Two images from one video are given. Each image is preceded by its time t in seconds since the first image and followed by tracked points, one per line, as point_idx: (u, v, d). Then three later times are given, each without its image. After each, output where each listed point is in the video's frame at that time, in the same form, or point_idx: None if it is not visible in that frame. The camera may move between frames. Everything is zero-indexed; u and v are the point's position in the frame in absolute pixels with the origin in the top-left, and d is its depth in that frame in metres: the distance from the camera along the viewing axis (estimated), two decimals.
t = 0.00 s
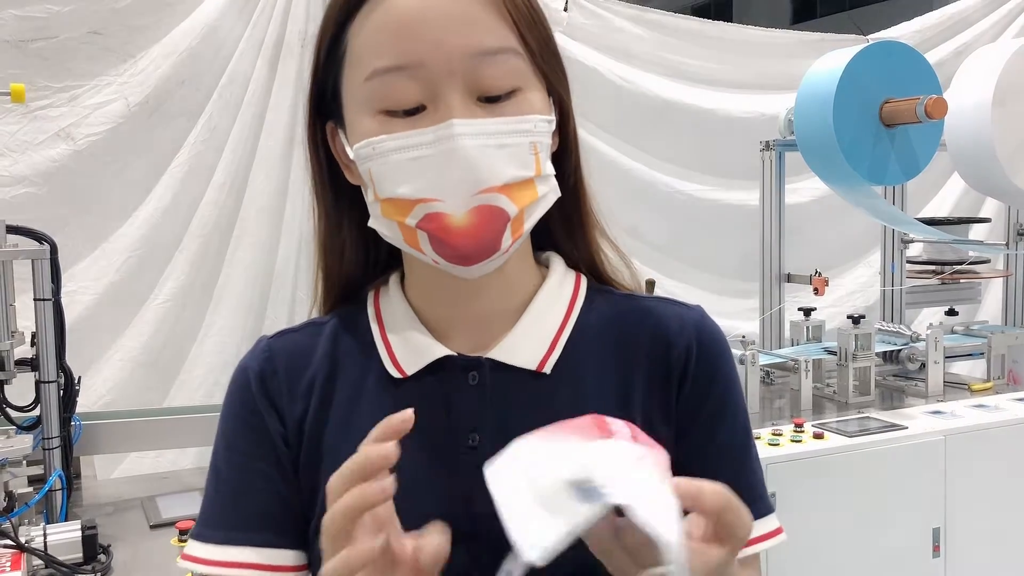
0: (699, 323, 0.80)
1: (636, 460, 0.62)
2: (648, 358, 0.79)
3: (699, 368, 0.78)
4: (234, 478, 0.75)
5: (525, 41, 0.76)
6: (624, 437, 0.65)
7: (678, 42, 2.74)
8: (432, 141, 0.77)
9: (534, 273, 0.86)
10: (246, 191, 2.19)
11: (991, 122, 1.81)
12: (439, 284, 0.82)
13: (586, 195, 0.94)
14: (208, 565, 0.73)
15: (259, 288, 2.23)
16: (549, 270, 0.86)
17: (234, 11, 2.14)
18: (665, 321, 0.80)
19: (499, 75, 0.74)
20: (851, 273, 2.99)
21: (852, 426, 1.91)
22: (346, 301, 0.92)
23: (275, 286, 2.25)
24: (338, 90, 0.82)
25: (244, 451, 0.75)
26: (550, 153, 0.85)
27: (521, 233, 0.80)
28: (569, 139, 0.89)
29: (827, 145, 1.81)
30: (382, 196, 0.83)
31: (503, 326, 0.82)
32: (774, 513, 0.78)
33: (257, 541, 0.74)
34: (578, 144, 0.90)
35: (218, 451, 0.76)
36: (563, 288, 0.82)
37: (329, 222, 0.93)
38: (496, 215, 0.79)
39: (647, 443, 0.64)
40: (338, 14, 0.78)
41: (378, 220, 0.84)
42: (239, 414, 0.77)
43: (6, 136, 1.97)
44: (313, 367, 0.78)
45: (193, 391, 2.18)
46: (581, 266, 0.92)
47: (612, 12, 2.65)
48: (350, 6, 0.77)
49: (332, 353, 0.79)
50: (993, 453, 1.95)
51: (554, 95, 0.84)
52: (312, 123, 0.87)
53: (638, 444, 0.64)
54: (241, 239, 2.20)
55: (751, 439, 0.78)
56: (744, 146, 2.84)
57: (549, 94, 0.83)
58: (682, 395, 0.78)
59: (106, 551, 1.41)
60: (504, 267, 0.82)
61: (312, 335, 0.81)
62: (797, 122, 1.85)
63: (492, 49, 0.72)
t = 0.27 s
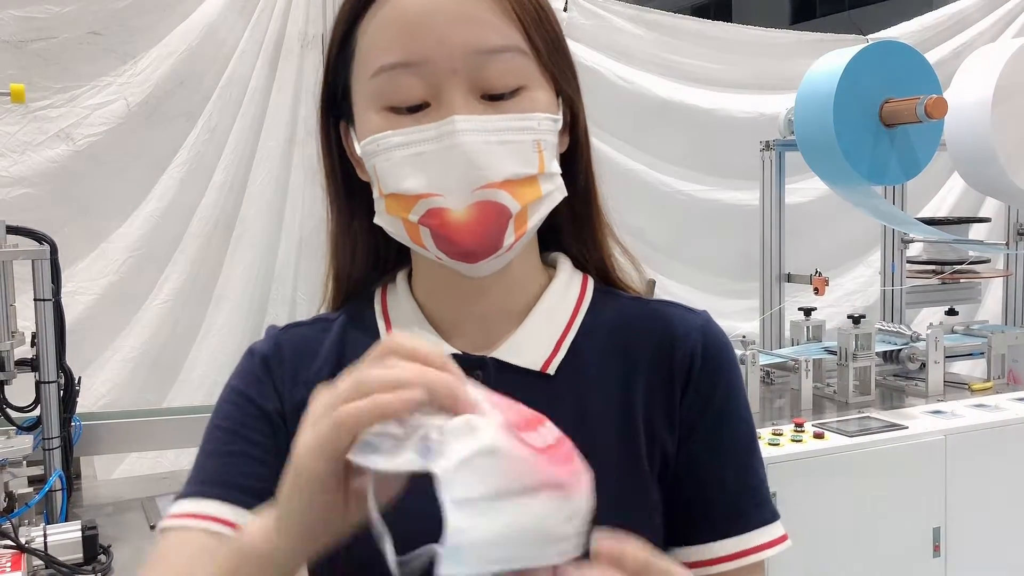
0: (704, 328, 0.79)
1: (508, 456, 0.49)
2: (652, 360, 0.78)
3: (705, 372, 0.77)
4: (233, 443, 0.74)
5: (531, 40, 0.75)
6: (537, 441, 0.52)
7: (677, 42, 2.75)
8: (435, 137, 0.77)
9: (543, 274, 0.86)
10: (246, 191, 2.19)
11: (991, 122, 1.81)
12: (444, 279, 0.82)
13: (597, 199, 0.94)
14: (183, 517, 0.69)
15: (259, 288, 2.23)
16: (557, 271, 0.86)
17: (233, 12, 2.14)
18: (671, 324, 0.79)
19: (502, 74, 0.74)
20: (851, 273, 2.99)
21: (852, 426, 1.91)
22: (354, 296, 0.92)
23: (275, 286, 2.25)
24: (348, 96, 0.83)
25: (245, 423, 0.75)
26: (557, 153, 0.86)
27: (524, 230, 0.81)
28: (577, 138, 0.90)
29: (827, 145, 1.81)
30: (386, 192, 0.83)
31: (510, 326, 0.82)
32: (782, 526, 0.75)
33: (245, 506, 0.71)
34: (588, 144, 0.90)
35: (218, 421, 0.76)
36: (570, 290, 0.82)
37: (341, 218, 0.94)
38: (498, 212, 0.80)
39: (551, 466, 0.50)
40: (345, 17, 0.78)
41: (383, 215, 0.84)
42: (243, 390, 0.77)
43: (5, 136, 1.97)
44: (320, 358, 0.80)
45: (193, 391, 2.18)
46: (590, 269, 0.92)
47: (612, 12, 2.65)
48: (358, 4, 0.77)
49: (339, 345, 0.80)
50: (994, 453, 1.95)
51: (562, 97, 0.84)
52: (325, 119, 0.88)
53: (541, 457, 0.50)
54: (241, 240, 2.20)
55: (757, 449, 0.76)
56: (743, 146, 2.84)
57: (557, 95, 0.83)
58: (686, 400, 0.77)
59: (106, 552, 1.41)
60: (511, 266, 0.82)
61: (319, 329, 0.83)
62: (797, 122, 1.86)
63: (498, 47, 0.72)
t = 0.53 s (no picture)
0: (710, 331, 0.80)
1: (415, 508, 0.47)
2: (657, 361, 0.79)
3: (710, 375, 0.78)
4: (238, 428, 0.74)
5: (543, 38, 0.76)
6: (479, 486, 0.47)
7: (677, 42, 2.75)
8: (445, 130, 0.77)
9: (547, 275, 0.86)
10: (246, 191, 2.19)
11: (992, 122, 1.81)
12: (447, 276, 0.82)
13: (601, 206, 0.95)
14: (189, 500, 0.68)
15: (259, 289, 2.23)
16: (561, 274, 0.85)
17: (233, 12, 2.14)
18: (678, 326, 0.80)
19: (512, 68, 0.74)
20: (851, 273, 2.99)
21: (854, 426, 1.91)
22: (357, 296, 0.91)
23: (276, 287, 2.24)
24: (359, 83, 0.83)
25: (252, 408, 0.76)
26: (565, 154, 0.86)
27: (529, 227, 0.81)
28: (585, 143, 0.90)
29: (827, 144, 1.80)
30: (393, 184, 0.83)
31: (513, 326, 0.81)
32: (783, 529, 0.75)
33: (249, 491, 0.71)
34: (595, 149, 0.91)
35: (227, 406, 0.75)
36: (575, 290, 0.81)
37: (346, 217, 0.94)
38: (504, 207, 0.80)
39: (468, 525, 0.47)
40: (360, 10, 0.79)
41: (389, 208, 0.84)
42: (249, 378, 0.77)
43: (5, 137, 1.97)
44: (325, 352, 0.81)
45: (193, 392, 2.18)
46: (594, 272, 0.91)
47: (612, 12, 2.65)
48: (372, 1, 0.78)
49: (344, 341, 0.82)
50: (996, 453, 1.95)
51: (574, 99, 0.85)
52: (335, 113, 0.89)
53: (457, 510, 0.47)
54: (242, 240, 2.19)
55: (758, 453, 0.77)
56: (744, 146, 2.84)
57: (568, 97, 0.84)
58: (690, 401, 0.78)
59: (107, 553, 1.41)
60: (516, 264, 0.82)
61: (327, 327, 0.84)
62: (798, 121, 1.86)
63: (509, 42, 0.72)
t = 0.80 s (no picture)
0: (706, 319, 0.81)
1: (436, 549, 0.52)
2: (655, 349, 0.80)
3: (705, 361, 0.80)
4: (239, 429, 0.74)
5: (554, 43, 0.76)
6: (497, 532, 0.53)
7: (679, 43, 2.75)
8: (454, 129, 0.78)
9: (546, 274, 0.86)
10: (248, 192, 2.19)
11: (995, 122, 1.81)
12: (448, 275, 0.82)
13: (598, 206, 0.95)
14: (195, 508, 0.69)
15: (262, 290, 2.23)
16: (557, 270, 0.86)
17: (235, 14, 2.14)
18: (673, 312, 0.81)
19: (522, 71, 0.75)
20: (853, 273, 2.99)
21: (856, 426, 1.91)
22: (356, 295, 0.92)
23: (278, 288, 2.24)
24: (366, 80, 0.83)
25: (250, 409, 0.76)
26: (568, 157, 0.86)
27: (532, 230, 0.81)
28: (585, 149, 0.90)
29: (830, 145, 1.80)
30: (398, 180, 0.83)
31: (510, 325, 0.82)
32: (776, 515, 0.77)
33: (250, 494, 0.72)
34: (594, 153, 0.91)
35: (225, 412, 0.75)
36: (572, 289, 0.82)
37: (345, 214, 0.94)
38: (509, 208, 0.80)
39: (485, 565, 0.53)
40: (368, 9, 0.79)
41: (393, 205, 0.84)
42: (248, 377, 0.78)
43: (7, 138, 1.97)
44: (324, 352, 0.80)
45: (195, 393, 2.18)
46: (586, 266, 0.92)
47: (613, 13, 2.65)
48: None
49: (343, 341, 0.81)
50: (998, 453, 1.95)
51: (578, 105, 0.85)
52: (338, 110, 0.89)
53: (472, 553, 0.53)
54: (244, 241, 2.19)
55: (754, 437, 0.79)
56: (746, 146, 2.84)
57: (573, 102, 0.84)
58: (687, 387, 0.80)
59: (110, 555, 1.41)
60: (517, 265, 0.82)
61: (325, 325, 0.83)
62: (800, 121, 1.85)
63: (519, 46, 0.72)
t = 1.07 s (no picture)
0: (711, 324, 0.81)
1: None
2: (659, 356, 0.81)
3: (710, 367, 0.80)
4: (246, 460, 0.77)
5: (557, 41, 0.77)
6: (525, 560, 0.57)
7: (680, 44, 2.75)
8: (457, 126, 0.78)
9: (548, 274, 0.86)
10: (251, 193, 2.19)
11: (997, 123, 1.81)
12: (451, 276, 0.82)
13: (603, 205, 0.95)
14: (215, 548, 0.73)
15: (264, 290, 2.22)
16: (561, 272, 0.86)
17: (238, 15, 2.14)
18: (679, 319, 0.81)
19: (525, 68, 0.75)
20: (855, 274, 2.99)
21: (859, 428, 1.91)
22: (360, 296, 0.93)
23: (280, 289, 2.24)
24: (370, 79, 0.84)
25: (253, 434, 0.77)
26: (572, 156, 0.86)
27: (535, 226, 0.80)
28: (589, 145, 0.90)
29: (832, 146, 1.80)
30: (400, 177, 0.82)
31: (514, 326, 0.83)
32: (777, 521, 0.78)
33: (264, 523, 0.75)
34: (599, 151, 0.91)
35: (229, 442, 0.78)
36: (575, 290, 0.82)
37: (348, 213, 0.94)
38: (512, 204, 0.79)
39: None
40: (373, 8, 0.80)
41: (395, 201, 0.83)
42: (250, 399, 0.78)
43: (10, 139, 1.97)
44: (325, 363, 0.81)
45: (199, 394, 2.18)
46: (590, 269, 0.92)
47: (615, 14, 2.65)
48: None
49: (344, 350, 0.81)
50: (1001, 454, 1.95)
51: (581, 104, 0.85)
52: (340, 111, 0.89)
53: None
54: (246, 242, 2.19)
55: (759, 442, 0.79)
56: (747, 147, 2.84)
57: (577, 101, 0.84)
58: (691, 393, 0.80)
59: (114, 556, 1.41)
60: (520, 265, 0.82)
61: (324, 332, 0.83)
62: (802, 122, 1.85)
63: (521, 43, 0.73)
